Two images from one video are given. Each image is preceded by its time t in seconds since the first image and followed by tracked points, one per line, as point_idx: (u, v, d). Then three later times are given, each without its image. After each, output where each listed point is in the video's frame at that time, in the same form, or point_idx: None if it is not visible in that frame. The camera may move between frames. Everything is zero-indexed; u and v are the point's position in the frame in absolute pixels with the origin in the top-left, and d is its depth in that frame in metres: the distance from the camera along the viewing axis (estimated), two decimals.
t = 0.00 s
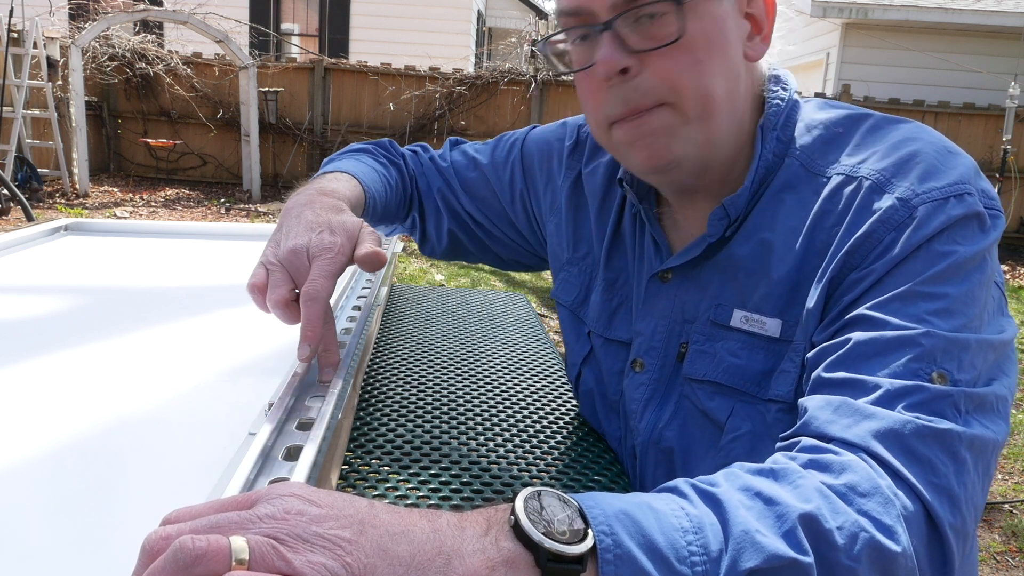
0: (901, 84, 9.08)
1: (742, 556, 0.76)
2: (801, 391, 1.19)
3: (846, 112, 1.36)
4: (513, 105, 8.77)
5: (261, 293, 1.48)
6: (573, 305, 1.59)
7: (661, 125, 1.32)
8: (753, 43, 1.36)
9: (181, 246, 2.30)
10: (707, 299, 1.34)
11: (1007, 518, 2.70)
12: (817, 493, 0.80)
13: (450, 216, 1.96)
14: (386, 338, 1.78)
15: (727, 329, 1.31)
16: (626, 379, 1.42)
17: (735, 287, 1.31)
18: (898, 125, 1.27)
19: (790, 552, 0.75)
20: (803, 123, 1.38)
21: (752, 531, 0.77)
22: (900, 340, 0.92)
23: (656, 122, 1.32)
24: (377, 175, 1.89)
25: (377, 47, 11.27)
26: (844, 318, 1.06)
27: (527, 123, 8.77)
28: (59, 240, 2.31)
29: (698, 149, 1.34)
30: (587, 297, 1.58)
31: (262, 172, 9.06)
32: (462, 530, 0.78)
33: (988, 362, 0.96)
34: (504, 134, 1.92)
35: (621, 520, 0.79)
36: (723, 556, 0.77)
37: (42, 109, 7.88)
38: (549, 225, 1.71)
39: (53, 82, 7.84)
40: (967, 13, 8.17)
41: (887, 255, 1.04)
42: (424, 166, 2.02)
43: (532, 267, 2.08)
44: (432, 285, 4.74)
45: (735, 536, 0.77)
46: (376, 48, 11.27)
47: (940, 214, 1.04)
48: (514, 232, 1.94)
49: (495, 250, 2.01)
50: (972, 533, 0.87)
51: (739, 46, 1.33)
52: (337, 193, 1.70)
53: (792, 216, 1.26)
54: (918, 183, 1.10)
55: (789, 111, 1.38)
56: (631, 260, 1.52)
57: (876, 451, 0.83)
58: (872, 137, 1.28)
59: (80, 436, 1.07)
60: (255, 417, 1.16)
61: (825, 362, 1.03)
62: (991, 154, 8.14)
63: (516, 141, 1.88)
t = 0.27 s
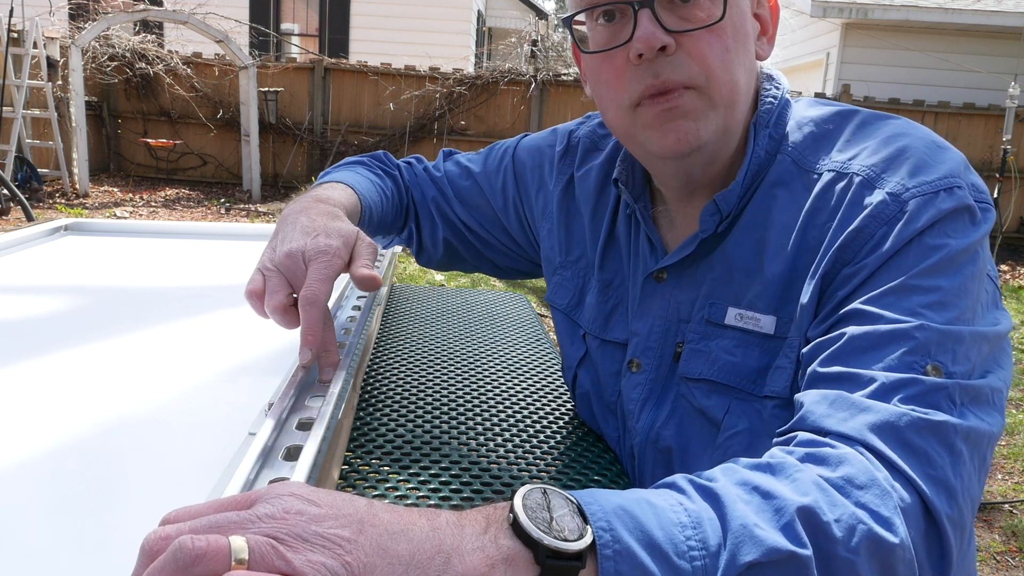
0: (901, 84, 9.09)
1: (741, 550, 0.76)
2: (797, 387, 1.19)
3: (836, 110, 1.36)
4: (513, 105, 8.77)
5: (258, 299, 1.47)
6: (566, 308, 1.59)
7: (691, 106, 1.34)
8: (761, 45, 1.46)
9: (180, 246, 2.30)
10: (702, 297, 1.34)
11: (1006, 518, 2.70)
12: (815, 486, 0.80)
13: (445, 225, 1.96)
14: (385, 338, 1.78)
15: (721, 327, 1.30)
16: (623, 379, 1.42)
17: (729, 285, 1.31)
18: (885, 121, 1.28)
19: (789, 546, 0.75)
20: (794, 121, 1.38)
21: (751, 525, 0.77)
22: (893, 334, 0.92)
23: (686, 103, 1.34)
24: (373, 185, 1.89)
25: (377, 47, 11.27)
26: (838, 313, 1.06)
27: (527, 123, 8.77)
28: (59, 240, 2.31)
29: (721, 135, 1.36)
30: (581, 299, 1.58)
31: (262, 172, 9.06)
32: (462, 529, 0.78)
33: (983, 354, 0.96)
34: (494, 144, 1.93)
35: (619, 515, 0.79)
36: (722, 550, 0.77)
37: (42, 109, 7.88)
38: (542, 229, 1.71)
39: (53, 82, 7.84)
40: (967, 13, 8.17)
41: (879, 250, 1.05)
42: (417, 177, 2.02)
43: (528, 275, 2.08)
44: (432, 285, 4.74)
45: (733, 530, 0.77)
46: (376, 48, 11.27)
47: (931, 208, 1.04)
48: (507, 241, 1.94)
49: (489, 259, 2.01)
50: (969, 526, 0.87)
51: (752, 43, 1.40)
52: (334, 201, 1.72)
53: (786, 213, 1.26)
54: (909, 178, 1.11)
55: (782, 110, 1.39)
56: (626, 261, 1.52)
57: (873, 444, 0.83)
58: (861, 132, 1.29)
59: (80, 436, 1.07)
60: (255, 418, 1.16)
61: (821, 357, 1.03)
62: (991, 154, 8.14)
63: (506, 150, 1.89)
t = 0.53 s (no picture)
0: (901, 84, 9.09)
1: (741, 549, 0.76)
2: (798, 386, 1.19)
3: (841, 111, 1.36)
4: (513, 105, 8.77)
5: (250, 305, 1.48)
6: (569, 307, 1.59)
7: (632, 137, 1.35)
8: (747, 51, 1.34)
9: (180, 246, 2.30)
10: (703, 295, 1.33)
11: (1006, 518, 2.70)
12: (816, 485, 0.80)
13: (447, 225, 1.94)
14: (386, 338, 1.78)
15: (723, 325, 1.30)
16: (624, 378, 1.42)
17: (730, 284, 1.31)
18: (891, 123, 1.27)
19: (789, 545, 0.75)
20: (798, 123, 1.38)
21: (751, 523, 0.77)
22: (897, 332, 0.92)
23: (625, 134, 1.35)
24: (369, 186, 1.88)
25: (377, 47, 11.27)
26: (841, 311, 1.06)
27: (527, 123, 8.77)
28: (59, 240, 2.31)
29: (669, 161, 1.36)
30: (584, 298, 1.58)
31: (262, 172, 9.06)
32: (462, 528, 0.77)
33: (985, 354, 0.96)
34: (496, 144, 1.93)
35: (620, 514, 0.79)
36: (722, 549, 0.77)
37: (42, 109, 7.88)
38: (545, 229, 1.71)
39: (53, 82, 7.83)
40: (967, 13, 8.17)
41: (883, 248, 1.04)
42: (420, 179, 2.01)
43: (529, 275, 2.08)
44: (432, 285, 4.73)
45: (733, 528, 0.77)
46: (376, 48, 11.27)
47: (935, 207, 1.04)
48: (512, 239, 1.94)
49: (492, 259, 2.00)
50: (970, 525, 0.87)
51: (725, 56, 1.32)
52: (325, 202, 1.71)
53: (788, 212, 1.26)
54: (913, 177, 1.11)
55: (789, 111, 1.37)
56: (629, 262, 1.52)
57: (875, 442, 0.83)
58: (866, 133, 1.28)
59: (80, 436, 1.06)
60: (255, 418, 1.16)
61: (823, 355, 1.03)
62: (992, 154, 8.14)
63: (509, 150, 1.88)
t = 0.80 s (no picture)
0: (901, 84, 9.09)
1: (743, 551, 0.76)
2: (801, 386, 1.19)
3: (847, 112, 1.36)
4: (513, 105, 8.77)
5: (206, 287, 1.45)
6: (570, 306, 1.59)
7: (603, 143, 1.38)
8: (727, 57, 1.32)
9: (180, 246, 2.30)
10: (705, 296, 1.34)
11: (1006, 518, 2.70)
12: (818, 487, 0.80)
13: (447, 228, 1.93)
14: (386, 338, 1.78)
15: (725, 325, 1.30)
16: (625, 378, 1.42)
17: (732, 284, 1.31)
18: (898, 123, 1.27)
19: (791, 547, 0.75)
20: (805, 123, 1.37)
21: (753, 526, 0.77)
22: (902, 334, 0.92)
23: (598, 140, 1.39)
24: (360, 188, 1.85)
25: (377, 47, 11.27)
26: (846, 311, 1.06)
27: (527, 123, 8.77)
28: (59, 240, 2.31)
29: (643, 168, 1.37)
30: (585, 298, 1.58)
31: (262, 172, 9.06)
32: (462, 527, 0.77)
33: (989, 356, 0.96)
34: (496, 145, 1.93)
35: (621, 515, 0.79)
36: (724, 551, 0.77)
37: (42, 109, 7.88)
38: (546, 228, 1.70)
39: (53, 82, 7.84)
40: (967, 13, 8.17)
41: (888, 249, 1.05)
42: (418, 182, 1.99)
43: (529, 276, 2.08)
44: (432, 285, 4.73)
45: (736, 531, 0.77)
46: (376, 48, 11.27)
47: (941, 208, 1.04)
48: (512, 240, 1.94)
49: (494, 260, 2.00)
50: (974, 527, 0.87)
51: (701, 63, 1.31)
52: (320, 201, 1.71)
53: (790, 212, 1.26)
54: (919, 177, 1.11)
55: (796, 111, 1.37)
56: (630, 262, 1.52)
57: (878, 444, 0.83)
58: (872, 134, 1.28)
59: (79, 436, 1.06)
60: (255, 417, 1.15)
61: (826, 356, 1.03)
62: (991, 154, 8.14)
63: (509, 150, 1.89)
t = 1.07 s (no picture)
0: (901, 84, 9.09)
1: (744, 551, 0.76)
2: (802, 386, 1.19)
3: (849, 112, 1.36)
4: (513, 105, 8.77)
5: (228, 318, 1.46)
6: (572, 305, 1.59)
7: (593, 146, 1.40)
8: (715, 60, 1.31)
9: (180, 246, 2.30)
10: (706, 296, 1.34)
11: (1006, 518, 2.70)
12: (819, 486, 0.80)
13: (451, 225, 1.93)
14: (386, 338, 1.78)
15: (726, 325, 1.30)
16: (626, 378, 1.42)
17: (734, 284, 1.31)
18: (901, 124, 1.27)
19: (791, 547, 0.75)
20: (808, 124, 1.37)
21: (754, 525, 0.77)
22: (903, 334, 0.93)
23: (588, 143, 1.40)
24: (367, 186, 1.85)
25: (377, 47, 11.27)
26: (847, 312, 1.06)
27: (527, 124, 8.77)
28: (59, 240, 2.31)
29: (633, 170, 1.38)
30: (587, 297, 1.58)
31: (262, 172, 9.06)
32: (462, 527, 0.78)
33: (991, 357, 0.96)
34: (501, 142, 1.93)
35: (621, 515, 0.79)
36: (725, 550, 0.77)
37: (42, 109, 7.88)
38: (549, 227, 1.70)
39: (53, 82, 7.83)
40: (967, 13, 8.17)
41: (890, 250, 1.05)
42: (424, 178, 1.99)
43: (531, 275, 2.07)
44: (432, 285, 4.73)
45: (736, 530, 0.77)
46: (376, 48, 11.27)
47: (944, 209, 1.04)
48: (514, 239, 1.93)
49: (495, 258, 2.00)
50: (975, 527, 0.87)
51: (688, 66, 1.31)
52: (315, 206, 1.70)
53: (792, 213, 1.26)
54: (921, 179, 1.11)
55: (799, 112, 1.37)
56: (632, 261, 1.52)
57: (880, 444, 0.83)
58: (876, 134, 1.28)
59: (79, 436, 1.06)
60: (255, 417, 1.15)
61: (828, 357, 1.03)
62: (991, 154, 8.14)
63: (513, 148, 1.88)
